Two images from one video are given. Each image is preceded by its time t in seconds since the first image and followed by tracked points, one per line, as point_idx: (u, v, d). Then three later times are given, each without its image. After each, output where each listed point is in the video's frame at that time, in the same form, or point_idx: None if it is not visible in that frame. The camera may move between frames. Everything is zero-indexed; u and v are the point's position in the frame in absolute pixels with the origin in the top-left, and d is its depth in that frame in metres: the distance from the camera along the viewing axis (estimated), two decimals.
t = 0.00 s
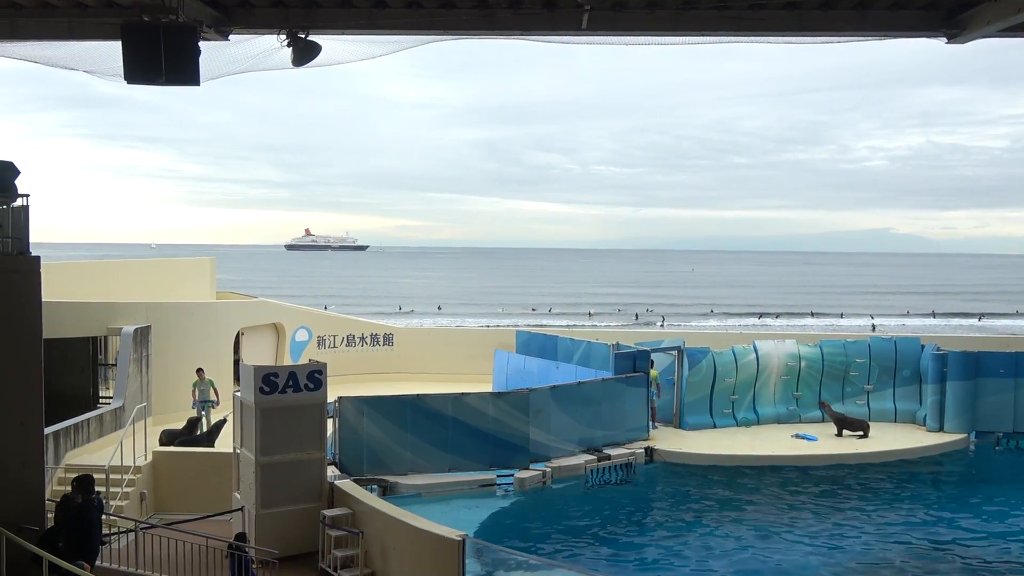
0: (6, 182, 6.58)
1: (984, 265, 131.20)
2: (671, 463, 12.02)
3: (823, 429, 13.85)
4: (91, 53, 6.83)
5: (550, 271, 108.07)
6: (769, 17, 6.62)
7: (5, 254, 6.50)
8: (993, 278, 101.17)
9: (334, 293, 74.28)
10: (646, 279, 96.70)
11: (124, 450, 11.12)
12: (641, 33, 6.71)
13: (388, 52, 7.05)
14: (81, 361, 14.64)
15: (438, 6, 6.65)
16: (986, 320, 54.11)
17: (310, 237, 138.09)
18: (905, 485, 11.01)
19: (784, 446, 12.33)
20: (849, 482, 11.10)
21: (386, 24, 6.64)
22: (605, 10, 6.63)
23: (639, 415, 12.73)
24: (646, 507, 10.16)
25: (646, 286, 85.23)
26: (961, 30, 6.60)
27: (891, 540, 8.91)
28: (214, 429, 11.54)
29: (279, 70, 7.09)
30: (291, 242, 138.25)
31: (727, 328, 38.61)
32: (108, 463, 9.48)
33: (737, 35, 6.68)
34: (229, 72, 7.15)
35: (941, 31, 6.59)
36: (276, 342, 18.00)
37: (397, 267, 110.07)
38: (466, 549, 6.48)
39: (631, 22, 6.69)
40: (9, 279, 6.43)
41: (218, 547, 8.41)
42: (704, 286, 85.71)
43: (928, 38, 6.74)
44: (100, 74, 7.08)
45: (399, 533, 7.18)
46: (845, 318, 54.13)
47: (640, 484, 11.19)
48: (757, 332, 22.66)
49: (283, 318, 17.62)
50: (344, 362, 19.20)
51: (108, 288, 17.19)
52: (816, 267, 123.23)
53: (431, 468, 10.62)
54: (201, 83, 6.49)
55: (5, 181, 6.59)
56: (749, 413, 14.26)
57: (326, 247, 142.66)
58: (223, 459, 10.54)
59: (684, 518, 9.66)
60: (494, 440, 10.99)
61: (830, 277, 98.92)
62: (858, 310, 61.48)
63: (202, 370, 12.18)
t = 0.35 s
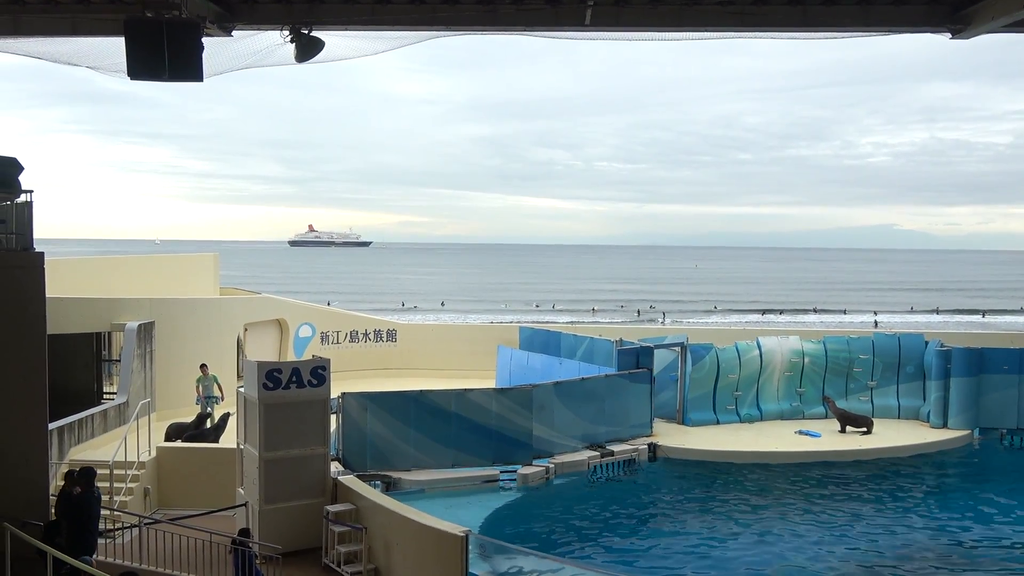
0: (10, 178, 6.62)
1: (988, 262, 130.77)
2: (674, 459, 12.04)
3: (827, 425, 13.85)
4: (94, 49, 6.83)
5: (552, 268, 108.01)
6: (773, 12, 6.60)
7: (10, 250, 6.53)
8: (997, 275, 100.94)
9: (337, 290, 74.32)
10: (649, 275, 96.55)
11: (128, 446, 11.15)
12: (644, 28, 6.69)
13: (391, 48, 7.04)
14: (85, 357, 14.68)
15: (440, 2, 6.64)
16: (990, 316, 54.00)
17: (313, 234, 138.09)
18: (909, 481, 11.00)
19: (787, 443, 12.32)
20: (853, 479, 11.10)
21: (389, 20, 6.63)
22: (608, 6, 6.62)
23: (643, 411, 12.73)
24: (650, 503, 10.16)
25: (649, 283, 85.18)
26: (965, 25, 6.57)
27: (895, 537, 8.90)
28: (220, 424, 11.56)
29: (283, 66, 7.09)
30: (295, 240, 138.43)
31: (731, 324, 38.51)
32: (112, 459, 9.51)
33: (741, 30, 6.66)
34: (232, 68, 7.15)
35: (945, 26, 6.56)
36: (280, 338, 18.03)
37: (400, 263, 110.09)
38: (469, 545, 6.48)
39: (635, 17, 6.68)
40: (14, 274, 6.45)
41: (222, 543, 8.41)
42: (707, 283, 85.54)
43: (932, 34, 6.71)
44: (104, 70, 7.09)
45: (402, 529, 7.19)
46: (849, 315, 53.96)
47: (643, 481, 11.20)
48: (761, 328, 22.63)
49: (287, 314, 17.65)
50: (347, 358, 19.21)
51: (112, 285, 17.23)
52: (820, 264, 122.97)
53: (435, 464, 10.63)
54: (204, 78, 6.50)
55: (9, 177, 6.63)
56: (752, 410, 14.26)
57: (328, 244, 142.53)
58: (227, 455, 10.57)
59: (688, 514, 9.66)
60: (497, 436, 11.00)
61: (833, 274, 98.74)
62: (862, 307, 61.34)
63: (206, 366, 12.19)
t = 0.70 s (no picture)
0: (12, 173, 6.55)
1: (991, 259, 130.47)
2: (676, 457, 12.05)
3: (828, 423, 13.85)
4: (96, 43, 6.81)
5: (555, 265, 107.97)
6: (776, 10, 6.58)
7: (13, 246, 6.54)
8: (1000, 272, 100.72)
9: (339, 286, 74.31)
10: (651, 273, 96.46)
11: (131, 442, 11.18)
12: (646, 25, 6.67)
13: (393, 44, 7.03)
14: (88, 353, 14.72)
15: None
16: (992, 314, 53.94)
17: (316, 230, 138.15)
18: (910, 479, 11.01)
19: (789, 440, 12.33)
20: (854, 476, 11.11)
21: (390, 16, 6.60)
22: (610, 2, 6.59)
23: (644, 408, 12.74)
24: (651, 500, 10.18)
25: (651, 280, 85.14)
26: (969, 23, 6.54)
27: (896, 534, 8.90)
28: (223, 420, 11.59)
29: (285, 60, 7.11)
30: (297, 236, 138.65)
31: (734, 321, 38.46)
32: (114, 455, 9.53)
33: (744, 27, 6.62)
34: (235, 63, 7.16)
35: (949, 23, 6.53)
36: (283, 335, 18.05)
37: (402, 260, 110.11)
38: (471, 541, 6.49)
39: (637, 14, 6.66)
40: (16, 270, 6.46)
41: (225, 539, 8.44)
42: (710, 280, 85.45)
43: (936, 31, 6.68)
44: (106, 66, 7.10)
45: (403, 525, 7.20)
46: (852, 313, 53.86)
47: (645, 477, 11.22)
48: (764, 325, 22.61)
49: (289, 310, 17.66)
50: (350, 355, 19.23)
51: (115, 281, 17.24)
52: (822, 261, 122.81)
53: (436, 460, 10.64)
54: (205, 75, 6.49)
55: (10, 172, 6.56)
56: (754, 407, 14.27)
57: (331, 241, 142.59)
58: (229, 451, 10.58)
59: (689, 511, 9.67)
60: (499, 432, 11.01)
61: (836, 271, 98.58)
62: (864, 305, 61.26)
63: (209, 362, 12.19)
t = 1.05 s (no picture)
0: (13, 172, 6.59)
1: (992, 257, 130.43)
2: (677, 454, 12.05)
3: (829, 420, 13.85)
4: (96, 40, 6.81)
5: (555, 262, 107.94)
6: (776, 7, 6.56)
7: (14, 244, 6.54)
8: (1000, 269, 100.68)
9: (339, 284, 74.32)
10: (651, 270, 96.40)
11: (132, 440, 11.19)
12: (647, 21, 6.66)
13: (394, 41, 7.02)
14: (89, 351, 14.73)
15: None
16: (993, 311, 53.87)
17: (316, 228, 138.13)
18: (911, 476, 11.00)
19: (790, 437, 12.33)
20: (856, 473, 11.11)
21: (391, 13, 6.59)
22: None
23: (645, 405, 12.74)
24: (652, 497, 10.18)
25: (651, 277, 85.08)
26: (970, 19, 6.53)
27: (897, 531, 8.90)
28: (227, 418, 11.60)
29: (286, 57, 7.17)
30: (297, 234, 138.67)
31: (735, 318, 38.43)
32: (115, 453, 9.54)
33: (744, 24, 6.61)
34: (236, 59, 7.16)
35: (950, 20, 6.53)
36: (283, 332, 18.05)
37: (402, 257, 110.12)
38: (473, 538, 6.50)
39: (638, 10, 6.64)
40: (17, 268, 6.46)
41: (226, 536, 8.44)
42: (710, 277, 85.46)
43: (937, 28, 6.67)
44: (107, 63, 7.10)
45: (404, 523, 7.20)
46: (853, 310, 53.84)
47: (646, 475, 11.22)
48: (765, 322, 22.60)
49: (289, 308, 17.66)
50: (350, 352, 19.24)
51: (115, 278, 17.24)
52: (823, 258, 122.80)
53: (437, 458, 10.65)
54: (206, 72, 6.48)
55: (12, 171, 6.59)
56: (755, 404, 14.27)
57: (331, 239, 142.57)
58: (231, 449, 10.59)
59: (690, 508, 9.68)
60: (500, 430, 11.02)
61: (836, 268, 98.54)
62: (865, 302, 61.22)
63: (213, 359, 12.13)
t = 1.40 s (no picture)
0: (14, 169, 6.62)
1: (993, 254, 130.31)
2: (677, 452, 12.05)
3: (829, 417, 13.84)
4: (95, 38, 6.81)
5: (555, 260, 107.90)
6: (775, 5, 6.55)
7: (15, 241, 6.54)
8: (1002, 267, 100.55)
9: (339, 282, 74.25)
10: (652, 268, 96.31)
11: (132, 437, 11.20)
12: (647, 18, 6.64)
13: (393, 38, 7.01)
14: (89, 349, 14.74)
15: None
16: (994, 309, 53.79)
17: (316, 226, 138.08)
18: (911, 473, 11.00)
19: (790, 435, 12.33)
20: (855, 471, 11.11)
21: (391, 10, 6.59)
22: None
23: (645, 402, 12.74)
24: (652, 495, 10.18)
25: (651, 275, 84.97)
26: (971, 16, 6.51)
27: (897, 529, 8.90)
28: (228, 416, 11.59)
29: (286, 55, 7.14)
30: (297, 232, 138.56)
31: (736, 316, 38.36)
32: (115, 450, 9.55)
33: (745, 21, 6.59)
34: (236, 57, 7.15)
35: (951, 17, 6.51)
36: (283, 330, 18.06)
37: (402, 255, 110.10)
38: (473, 536, 6.51)
39: (638, 7, 6.63)
40: (18, 266, 6.45)
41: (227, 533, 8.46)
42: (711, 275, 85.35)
43: (938, 25, 6.66)
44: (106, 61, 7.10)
45: (404, 520, 7.21)
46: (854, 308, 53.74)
47: (646, 472, 11.22)
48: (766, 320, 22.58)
49: (289, 305, 17.66)
50: (350, 350, 19.24)
51: (115, 276, 17.24)
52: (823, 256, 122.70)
53: (437, 455, 10.65)
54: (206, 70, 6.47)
55: (13, 169, 6.63)
56: (755, 402, 14.27)
57: (331, 237, 142.49)
58: (232, 446, 10.59)
59: (689, 506, 9.68)
60: (500, 427, 11.02)
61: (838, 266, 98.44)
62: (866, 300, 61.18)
63: (214, 358, 12.12)
